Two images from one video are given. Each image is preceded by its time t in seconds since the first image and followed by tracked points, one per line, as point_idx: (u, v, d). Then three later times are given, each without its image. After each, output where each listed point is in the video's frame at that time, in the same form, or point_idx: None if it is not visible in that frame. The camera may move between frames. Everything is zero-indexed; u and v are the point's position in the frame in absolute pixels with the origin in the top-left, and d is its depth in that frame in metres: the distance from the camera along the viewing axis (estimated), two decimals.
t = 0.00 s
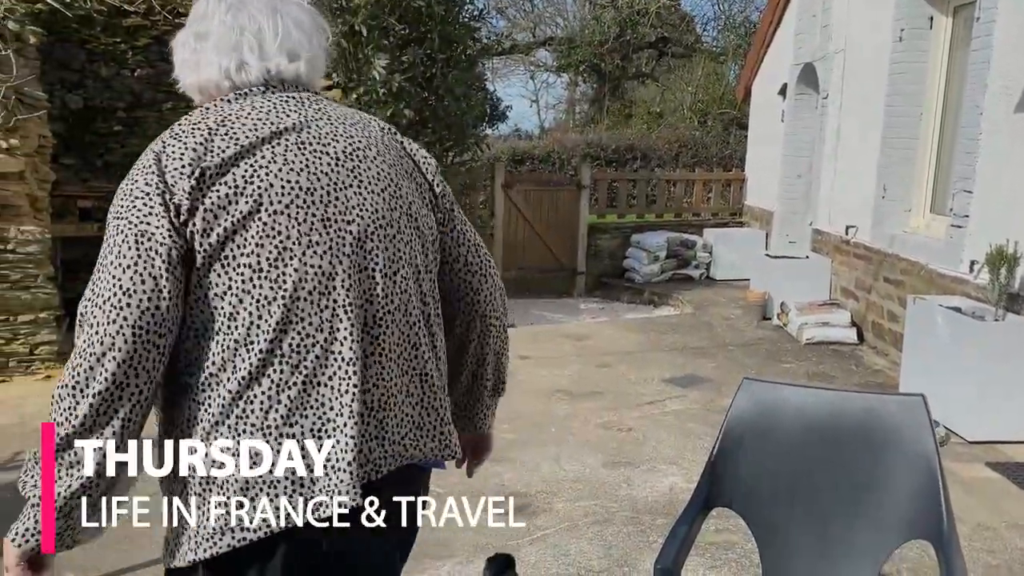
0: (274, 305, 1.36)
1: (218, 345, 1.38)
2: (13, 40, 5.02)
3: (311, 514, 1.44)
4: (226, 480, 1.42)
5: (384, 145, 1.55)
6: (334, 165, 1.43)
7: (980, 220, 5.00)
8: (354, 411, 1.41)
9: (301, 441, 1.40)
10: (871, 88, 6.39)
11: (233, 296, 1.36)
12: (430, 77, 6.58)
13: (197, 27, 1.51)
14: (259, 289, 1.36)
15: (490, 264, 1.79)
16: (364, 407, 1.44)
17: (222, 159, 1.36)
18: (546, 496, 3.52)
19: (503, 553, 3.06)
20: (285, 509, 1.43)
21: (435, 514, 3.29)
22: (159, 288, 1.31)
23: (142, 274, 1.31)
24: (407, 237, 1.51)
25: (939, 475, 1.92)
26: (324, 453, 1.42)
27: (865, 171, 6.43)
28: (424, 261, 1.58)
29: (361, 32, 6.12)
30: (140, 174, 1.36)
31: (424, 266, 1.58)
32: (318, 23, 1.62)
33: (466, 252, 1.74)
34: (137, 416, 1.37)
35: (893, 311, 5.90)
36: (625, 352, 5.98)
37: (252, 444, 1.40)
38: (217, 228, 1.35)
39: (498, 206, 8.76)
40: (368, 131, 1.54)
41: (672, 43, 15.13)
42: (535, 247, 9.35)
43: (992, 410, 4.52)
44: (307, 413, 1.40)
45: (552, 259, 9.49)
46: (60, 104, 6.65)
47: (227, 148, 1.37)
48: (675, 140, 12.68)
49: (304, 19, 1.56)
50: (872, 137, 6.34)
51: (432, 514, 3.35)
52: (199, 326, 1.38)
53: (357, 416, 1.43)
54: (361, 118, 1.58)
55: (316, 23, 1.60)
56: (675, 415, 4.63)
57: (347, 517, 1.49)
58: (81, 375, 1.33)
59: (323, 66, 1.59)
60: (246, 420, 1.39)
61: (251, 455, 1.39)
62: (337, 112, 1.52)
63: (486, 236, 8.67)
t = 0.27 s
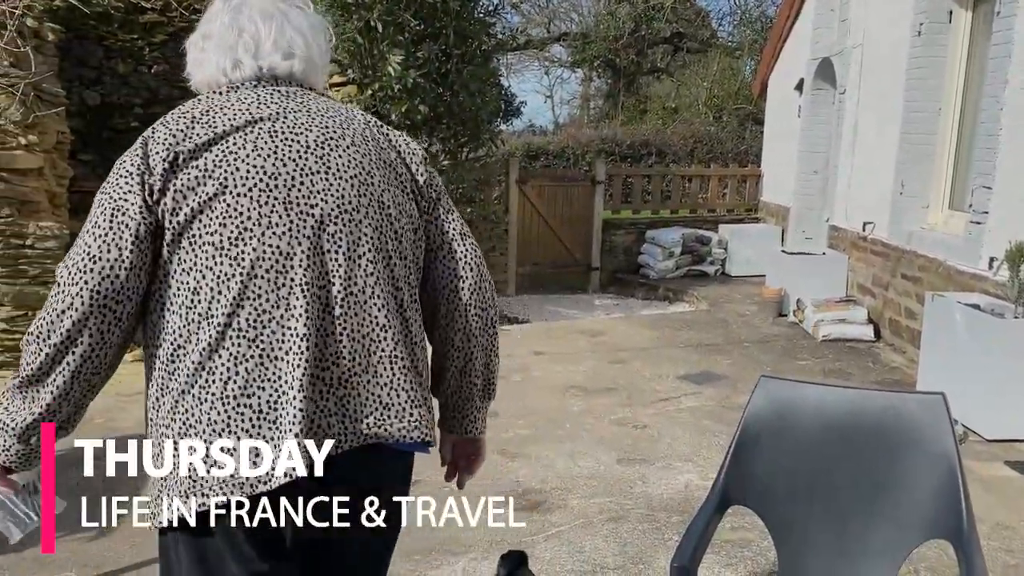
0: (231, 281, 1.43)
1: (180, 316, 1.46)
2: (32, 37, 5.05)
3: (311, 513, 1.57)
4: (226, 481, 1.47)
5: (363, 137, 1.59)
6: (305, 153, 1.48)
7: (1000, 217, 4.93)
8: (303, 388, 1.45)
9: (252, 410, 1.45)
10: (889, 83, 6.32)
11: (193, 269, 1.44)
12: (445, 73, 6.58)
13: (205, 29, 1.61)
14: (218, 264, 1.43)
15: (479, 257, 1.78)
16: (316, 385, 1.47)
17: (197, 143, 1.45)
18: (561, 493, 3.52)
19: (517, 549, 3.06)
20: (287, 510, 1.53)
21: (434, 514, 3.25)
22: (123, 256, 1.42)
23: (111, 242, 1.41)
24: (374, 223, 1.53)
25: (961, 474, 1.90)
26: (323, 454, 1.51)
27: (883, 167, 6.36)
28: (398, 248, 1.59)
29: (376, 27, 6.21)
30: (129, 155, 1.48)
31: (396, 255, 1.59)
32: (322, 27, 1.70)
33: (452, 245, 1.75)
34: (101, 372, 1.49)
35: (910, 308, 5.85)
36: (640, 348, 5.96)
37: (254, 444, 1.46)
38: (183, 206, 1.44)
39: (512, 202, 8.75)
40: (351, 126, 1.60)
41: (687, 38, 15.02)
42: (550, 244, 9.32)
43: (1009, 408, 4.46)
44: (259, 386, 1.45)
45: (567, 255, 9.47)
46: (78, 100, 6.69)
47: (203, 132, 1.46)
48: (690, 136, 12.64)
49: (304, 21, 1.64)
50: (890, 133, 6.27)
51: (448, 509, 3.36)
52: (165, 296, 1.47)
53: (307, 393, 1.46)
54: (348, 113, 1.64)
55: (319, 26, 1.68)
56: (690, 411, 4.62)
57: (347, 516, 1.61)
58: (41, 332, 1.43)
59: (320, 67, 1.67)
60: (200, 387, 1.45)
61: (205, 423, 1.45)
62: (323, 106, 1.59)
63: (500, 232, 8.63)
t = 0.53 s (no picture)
0: (253, 259, 1.45)
1: (205, 291, 1.49)
2: (47, 34, 5.05)
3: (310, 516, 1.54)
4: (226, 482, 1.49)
5: (395, 138, 1.60)
6: (333, 146, 1.50)
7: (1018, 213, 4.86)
8: (306, 371, 1.44)
9: (257, 386, 1.46)
10: (905, 78, 6.26)
11: (221, 247, 1.46)
12: (458, 70, 6.57)
13: (259, 29, 1.65)
14: (241, 245, 1.45)
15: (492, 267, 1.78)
16: (319, 368, 1.47)
17: (237, 129, 1.48)
18: (575, 490, 3.51)
19: (532, 546, 3.05)
20: (286, 510, 1.49)
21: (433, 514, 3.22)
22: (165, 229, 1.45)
23: (155, 216, 1.45)
24: (390, 218, 1.53)
25: (982, 473, 1.88)
26: (322, 454, 1.51)
27: (900, 162, 6.29)
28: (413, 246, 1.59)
29: (390, 23, 6.05)
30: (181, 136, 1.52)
31: (410, 251, 1.58)
32: (371, 33, 1.71)
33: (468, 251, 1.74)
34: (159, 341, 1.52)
35: (926, 305, 5.81)
36: (654, 344, 5.95)
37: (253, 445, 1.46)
38: (217, 187, 1.46)
39: (525, 198, 8.72)
40: (385, 126, 1.61)
41: (700, 33, 15.11)
42: (563, 240, 9.30)
43: None
44: (266, 365, 1.46)
45: (580, 251, 9.45)
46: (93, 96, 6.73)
47: (247, 120, 1.49)
48: (703, 131, 12.60)
49: (353, 25, 1.66)
50: (907, 128, 6.20)
51: (462, 505, 3.36)
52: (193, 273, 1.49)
53: (311, 375, 1.46)
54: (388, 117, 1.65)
55: (367, 32, 1.70)
56: (704, 408, 4.60)
57: (347, 515, 1.58)
58: (105, 299, 1.48)
59: (367, 69, 1.68)
60: (214, 361, 1.47)
61: (218, 396, 1.47)
62: (360, 106, 1.60)
63: (513, 227, 8.60)
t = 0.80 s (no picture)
0: (256, 236, 1.50)
1: (214, 263, 1.54)
2: (59, 31, 5.07)
3: (310, 515, 1.59)
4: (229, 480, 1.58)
5: (395, 130, 1.66)
6: (334, 132, 1.56)
7: None
8: (300, 337, 1.48)
9: (254, 352, 1.50)
10: (919, 72, 6.20)
11: (229, 221, 1.52)
12: (469, 66, 6.54)
13: (273, 41, 1.74)
14: (246, 219, 1.51)
15: (490, 255, 1.84)
16: (314, 337, 1.51)
17: (248, 117, 1.57)
18: (586, 487, 3.50)
19: (542, 543, 3.04)
20: (286, 510, 1.58)
21: (433, 514, 3.19)
22: (181, 204, 1.51)
23: (172, 193, 1.52)
24: (384, 198, 1.57)
25: (999, 470, 1.85)
26: (323, 454, 1.53)
27: (913, 159, 6.24)
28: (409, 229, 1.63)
29: (401, 19, 6.02)
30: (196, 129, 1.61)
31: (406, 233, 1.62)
32: (378, 40, 1.78)
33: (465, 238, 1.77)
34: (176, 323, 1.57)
35: (939, 302, 5.76)
36: (665, 341, 5.93)
37: (253, 445, 1.54)
38: (225, 166, 1.53)
39: (535, 194, 8.70)
40: (387, 120, 1.67)
41: (711, 29, 15.07)
42: (573, 236, 9.28)
43: None
44: (264, 333, 1.51)
45: (590, 247, 9.42)
46: (105, 93, 6.76)
47: (260, 111, 1.58)
48: (714, 127, 12.55)
49: (359, 32, 1.74)
50: (920, 124, 6.15)
51: (472, 502, 3.35)
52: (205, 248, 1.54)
53: (305, 343, 1.50)
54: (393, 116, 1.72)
55: (374, 39, 1.77)
56: (715, 406, 4.58)
57: (346, 515, 1.58)
58: (128, 278, 1.54)
59: (373, 72, 1.75)
60: (219, 328, 1.53)
61: (224, 366, 1.53)
62: (364, 102, 1.67)
63: (523, 224, 8.58)
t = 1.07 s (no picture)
0: (211, 230, 1.71)
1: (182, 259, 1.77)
2: (68, 28, 5.09)
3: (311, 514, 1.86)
4: (228, 479, 1.78)
5: (342, 119, 1.79)
6: (277, 130, 1.73)
7: None
8: (246, 321, 1.67)
9: (212, 336, 1.70)
10: (929, 69, 6.15)
11: (189, 221, 1.74)
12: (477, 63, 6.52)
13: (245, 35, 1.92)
14: (202, 218, 1.72)
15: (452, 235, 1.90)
16: (262, 321, 1.69)
17: (201, 126, 1.76)
18: (592, 485, 3.48)
19: (548, 541, 3.02)
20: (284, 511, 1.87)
21: (433, 514, 3.17)
22: (145, 212, 1.75)
23: (138, 200, 1.76)
24: (326, 186, 1.72)
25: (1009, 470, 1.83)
26: (323, 455, 1.78)
27: (924, 156, 6.19)
28: (358, 211, 1.76)
29: (408, 16, 6.00)
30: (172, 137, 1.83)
31: (354, 215, 1.75)
32: (341, 35, 1.93)
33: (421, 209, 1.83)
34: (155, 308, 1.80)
35: (950, 300, 5.71)
36: (673, 339, 5.90)
37: (254, 446, 1.77)
38: (184, 172, 1.74)
39: (543, 192, 8.68)
40: (334, 109, 1.81)
41: (721, 26, 15.01)
42: (582, 234, 9.26)
43: None
44: (221, 317, 1.70)
45: (598, 245, 9.39)
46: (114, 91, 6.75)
47: (213, 117, 1.77)
48: (724, 125, 12.50)
49: (320, 28, 1.88)
50: (931, 121, 6.10)
51: (479, 501, 3.33)
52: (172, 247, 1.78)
53: (255, 326, 1.68)
54: (348, 104, 1.85)
55: (337, 33, 1.91)
56: (723, 404, 4.55)
57: (347, 515, 1.84)
58: (111, 273, 1.78)
59: (333, 68, 1.90)
60: (186, 315, 1.75)
61: (191, 346, 1.74)
62: (316, 98, 1.81)
63: (531, 222, 8.55)
